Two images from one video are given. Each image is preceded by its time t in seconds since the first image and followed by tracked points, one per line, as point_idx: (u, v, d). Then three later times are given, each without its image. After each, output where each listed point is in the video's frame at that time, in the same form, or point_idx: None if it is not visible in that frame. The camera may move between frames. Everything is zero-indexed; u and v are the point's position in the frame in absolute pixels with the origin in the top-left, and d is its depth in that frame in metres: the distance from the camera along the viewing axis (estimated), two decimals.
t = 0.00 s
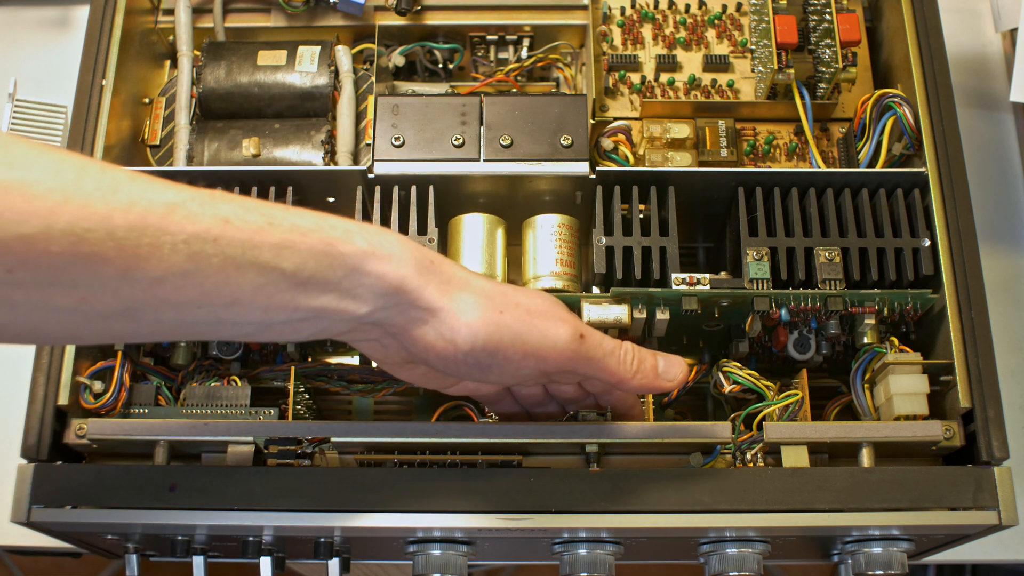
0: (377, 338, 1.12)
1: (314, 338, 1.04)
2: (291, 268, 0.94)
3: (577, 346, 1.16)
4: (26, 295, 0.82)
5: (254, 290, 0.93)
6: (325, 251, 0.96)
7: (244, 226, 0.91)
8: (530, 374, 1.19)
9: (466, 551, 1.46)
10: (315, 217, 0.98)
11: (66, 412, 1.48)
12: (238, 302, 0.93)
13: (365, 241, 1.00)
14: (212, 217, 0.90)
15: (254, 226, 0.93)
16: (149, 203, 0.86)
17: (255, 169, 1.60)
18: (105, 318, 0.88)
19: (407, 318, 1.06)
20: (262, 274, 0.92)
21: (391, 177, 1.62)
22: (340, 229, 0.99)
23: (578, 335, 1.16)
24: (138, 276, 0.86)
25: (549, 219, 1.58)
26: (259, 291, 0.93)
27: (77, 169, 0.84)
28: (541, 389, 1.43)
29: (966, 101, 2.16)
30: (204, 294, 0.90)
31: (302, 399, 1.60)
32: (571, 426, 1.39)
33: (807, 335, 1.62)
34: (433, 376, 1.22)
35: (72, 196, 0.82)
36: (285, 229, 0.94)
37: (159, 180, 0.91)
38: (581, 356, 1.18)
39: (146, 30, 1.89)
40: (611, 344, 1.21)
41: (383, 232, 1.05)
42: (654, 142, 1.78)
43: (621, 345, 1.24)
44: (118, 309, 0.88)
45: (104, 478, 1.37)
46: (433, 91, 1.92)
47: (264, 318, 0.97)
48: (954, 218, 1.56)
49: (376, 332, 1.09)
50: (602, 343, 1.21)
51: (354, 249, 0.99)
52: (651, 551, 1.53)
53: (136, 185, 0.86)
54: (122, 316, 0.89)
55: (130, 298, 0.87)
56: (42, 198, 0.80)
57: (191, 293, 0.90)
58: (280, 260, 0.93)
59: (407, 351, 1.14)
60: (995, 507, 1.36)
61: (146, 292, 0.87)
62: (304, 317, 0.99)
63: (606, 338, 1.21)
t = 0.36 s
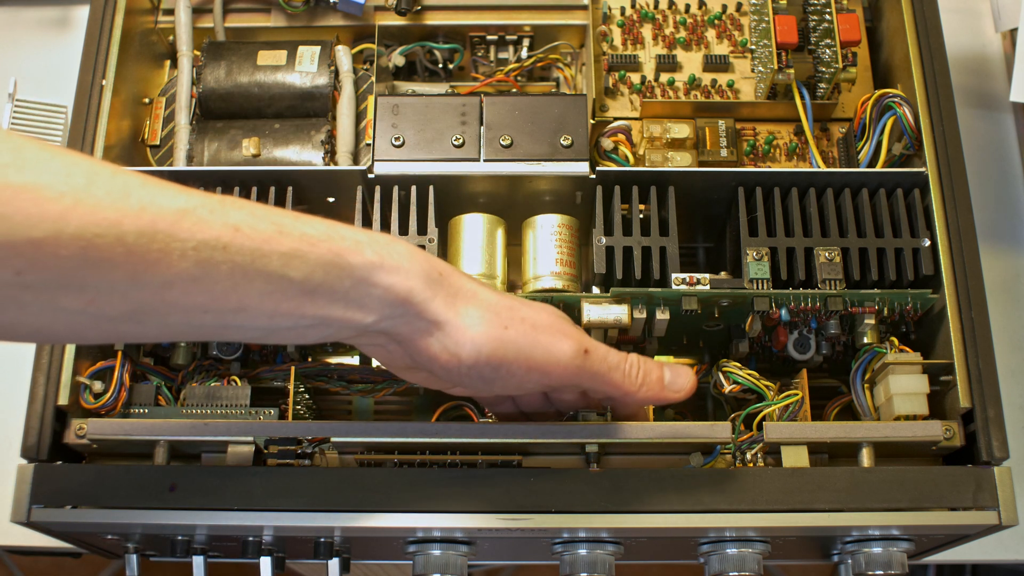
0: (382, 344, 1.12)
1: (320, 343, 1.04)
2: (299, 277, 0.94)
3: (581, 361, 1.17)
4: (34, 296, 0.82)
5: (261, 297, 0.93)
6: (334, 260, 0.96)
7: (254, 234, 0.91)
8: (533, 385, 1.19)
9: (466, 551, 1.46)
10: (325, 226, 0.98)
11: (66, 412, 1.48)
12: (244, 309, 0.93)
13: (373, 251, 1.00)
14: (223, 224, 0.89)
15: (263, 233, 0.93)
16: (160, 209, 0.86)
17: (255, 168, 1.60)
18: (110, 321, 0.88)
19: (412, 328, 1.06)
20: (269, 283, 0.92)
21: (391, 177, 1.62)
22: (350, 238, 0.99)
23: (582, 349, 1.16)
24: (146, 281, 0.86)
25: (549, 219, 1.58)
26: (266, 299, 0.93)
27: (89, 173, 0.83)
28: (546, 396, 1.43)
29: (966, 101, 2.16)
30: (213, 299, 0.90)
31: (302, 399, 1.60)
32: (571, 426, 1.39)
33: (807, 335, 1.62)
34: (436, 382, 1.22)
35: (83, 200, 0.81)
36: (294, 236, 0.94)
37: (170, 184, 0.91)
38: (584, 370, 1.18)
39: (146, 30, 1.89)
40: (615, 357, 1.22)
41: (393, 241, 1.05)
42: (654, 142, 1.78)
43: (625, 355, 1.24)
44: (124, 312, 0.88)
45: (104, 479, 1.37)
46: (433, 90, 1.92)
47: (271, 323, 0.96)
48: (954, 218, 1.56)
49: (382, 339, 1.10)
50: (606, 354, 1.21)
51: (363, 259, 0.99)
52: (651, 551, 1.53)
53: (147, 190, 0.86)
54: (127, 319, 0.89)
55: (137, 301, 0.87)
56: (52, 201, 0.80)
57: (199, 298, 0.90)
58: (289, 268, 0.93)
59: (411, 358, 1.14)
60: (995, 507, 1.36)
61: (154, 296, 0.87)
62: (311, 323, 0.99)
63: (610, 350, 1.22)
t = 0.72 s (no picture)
0: (380, 336, 1.12)
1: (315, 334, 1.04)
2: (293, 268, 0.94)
3: (577, 356, 1.16)
4: (28, 287, 0.82)
5: (255, 288, 0.93)
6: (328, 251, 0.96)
7: (248, 225, 0.91)
8: (529, 379, 1.19)
9: (466, 551, 1.46)
10: (320, 218, 0.98)
11: (66, 412, 1.48)
12: (239, 300, 0.93)
13: (367, 243, 1.00)
14: (216, 215, 0.89)
15: (258, 225, 0.92)
16: (153, 200, 0.86)
17: (255, 168, 1.60)
18: (104, 313, 0.89)
19: (406, 321, 1.07)
20: (263, 273, 0.92)
21: (391, 177, 1.62)
22: (344, 230, 0.99)
23: (579, 343, 1.16)
24: (142, 273, 0.86)
25: (549, 219, 1.58)
26: (260, 290, 0.93)
27: (82, 164, 0.83)
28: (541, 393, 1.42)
29: (966, 101, 2.16)
30: (205, 289, 0.90)
31: (302, 399, 1.60)
32: (571, 426, 1.39)
33: (807, 335, 1.62)
34: (432, 375, 1.22)
35: (77, 191, 0.81)
36: (288, 228, 0.94)
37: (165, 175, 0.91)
38: (581, 365, 1.17)
39: (146, 30, 1.89)
40: (612, 352, 1.21)
41: (389, 233, 1.05)
42: (654, 142, 1.78)
43: (621, 350, 1.23)
44: (119, 303, 0.88)
45: (104, 478, 1.37)
46: (433, 91, 1.92)
47: (265, 315, 0.97)
48: (954, 218, 1.56)
49: (377, 331, 1.10)
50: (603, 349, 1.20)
51: (357, 251, 0.98)
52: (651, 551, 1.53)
53: (141, 181, 0.86)
54: (121, 311, 0.89)
55: (131, 293, 0.87)
56: (46, 192, 0.80)
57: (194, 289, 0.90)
58: (283, 260, 0.93)
59: (408, 350, 1.14)
60: (995, 507, 1.36)
61: (148, 288, 0.87)
62: (306, 314, 0.99)
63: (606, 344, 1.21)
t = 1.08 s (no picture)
0: (386, 342, 1.12)
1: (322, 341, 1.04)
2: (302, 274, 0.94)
3: (583, 365, 1.17)
4: (32, 295, 0.82)
5: (262, 296, 0.92)
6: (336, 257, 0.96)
7: (254, 232, 0.91)
8: (534, 386, 1.19)
9: (466, 551, 1.46)
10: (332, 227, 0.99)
11: (67, 412, 1.48)
12: (245, 307, 0.93)
13: (375, 250, 1.00)
14: (222, 222, 0.89)
15: (264, 232, 0.92)
16: (158, 207, 0.86)
17: (255, 168, 1.60)
18: (110, 321, 0.88)
19: (413, 327, 1.07)
20: (271, 281, 0.92)
21: (391, 177, 1.62)
22: (353, 236, 0.99)
23: (585, 352, 1.16)
24: (147, 282, 0.86)
25: (549, 219, 1.58)
26: (267, 298, 0.93)
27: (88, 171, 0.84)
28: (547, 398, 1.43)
29: (966, 101, 2.16)
30: (212, 298, 0.90)
31: (301, 399, 1.60)
32: (571, 427, 1.39)
33: (807, 335, 1.62)
34: (436, 380, 1.22)
35: (82, 199, 0.82)
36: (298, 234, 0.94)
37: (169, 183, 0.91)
38: (586, 374, 1.18)
39: (146, 30, 1.89)
40: (618, 363, 1.23)
41: (396, 239, 1.05)
42: (654, 142, 1.78)
43: (626, 362, 1.25)
44: (123, 310, 0.88)
45: (104, 478, 1.37)
46: (433, 90, 1.91)
47: (271, 323, 0.96)
48: (954, 218, 1.56)
49: (383, 337, 1.10)
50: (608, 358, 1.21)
51: (367, 256, 0.98)
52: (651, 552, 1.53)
53: (145, 189, 0.86)
54: (125, 317, 0.89)
55: (135, 300, 0.87)
56: (50, 200, 0.80)
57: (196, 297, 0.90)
58: (289, 267, 0.93)
59: (413, 356, 1.14)
60: (995, 507, 1.36)
61: (153, 295, 0.87)
62: (313, 321, 0.99)
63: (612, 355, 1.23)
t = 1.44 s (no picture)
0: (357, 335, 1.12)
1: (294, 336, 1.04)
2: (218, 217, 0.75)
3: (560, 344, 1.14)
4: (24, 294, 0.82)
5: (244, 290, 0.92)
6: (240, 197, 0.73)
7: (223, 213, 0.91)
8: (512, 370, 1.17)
9: (466, 551, 1.46)
10: (290, 146, 0.76)
11: (67, 412, 1.48)
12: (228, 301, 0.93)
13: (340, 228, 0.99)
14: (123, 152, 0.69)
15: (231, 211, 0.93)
16: (55, 136, 0.67)
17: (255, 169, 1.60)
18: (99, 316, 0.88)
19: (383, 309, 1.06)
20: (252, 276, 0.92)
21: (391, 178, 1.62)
22: (300, 171, 0.75)
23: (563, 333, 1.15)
24: (44, 211, 0.69)
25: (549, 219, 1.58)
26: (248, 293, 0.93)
27: None
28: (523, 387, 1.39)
29: (966, 101, 2.16)
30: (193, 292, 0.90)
31: (300, 400, 1.60)
32: (571, 426, 1.40)
33: (808, 334, 1.62)
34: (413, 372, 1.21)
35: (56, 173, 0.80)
36: (217, 170, 0.72)
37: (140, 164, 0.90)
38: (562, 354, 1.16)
39: (147, 30, 1.89)
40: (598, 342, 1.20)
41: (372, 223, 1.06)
42: (654, 142, 1.78)
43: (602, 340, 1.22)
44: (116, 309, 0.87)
45: (105, 478, 1.37)
46: (433, 90, 1.91)
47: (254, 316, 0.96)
48: (954, 218, 1.56)
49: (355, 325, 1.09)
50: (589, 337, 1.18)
51: (306, 204, 0.75)
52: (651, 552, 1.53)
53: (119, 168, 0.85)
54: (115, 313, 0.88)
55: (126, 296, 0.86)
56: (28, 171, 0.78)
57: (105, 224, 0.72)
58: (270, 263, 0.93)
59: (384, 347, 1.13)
60: (995, 507, 1.36)
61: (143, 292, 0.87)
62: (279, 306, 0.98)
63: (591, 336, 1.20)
